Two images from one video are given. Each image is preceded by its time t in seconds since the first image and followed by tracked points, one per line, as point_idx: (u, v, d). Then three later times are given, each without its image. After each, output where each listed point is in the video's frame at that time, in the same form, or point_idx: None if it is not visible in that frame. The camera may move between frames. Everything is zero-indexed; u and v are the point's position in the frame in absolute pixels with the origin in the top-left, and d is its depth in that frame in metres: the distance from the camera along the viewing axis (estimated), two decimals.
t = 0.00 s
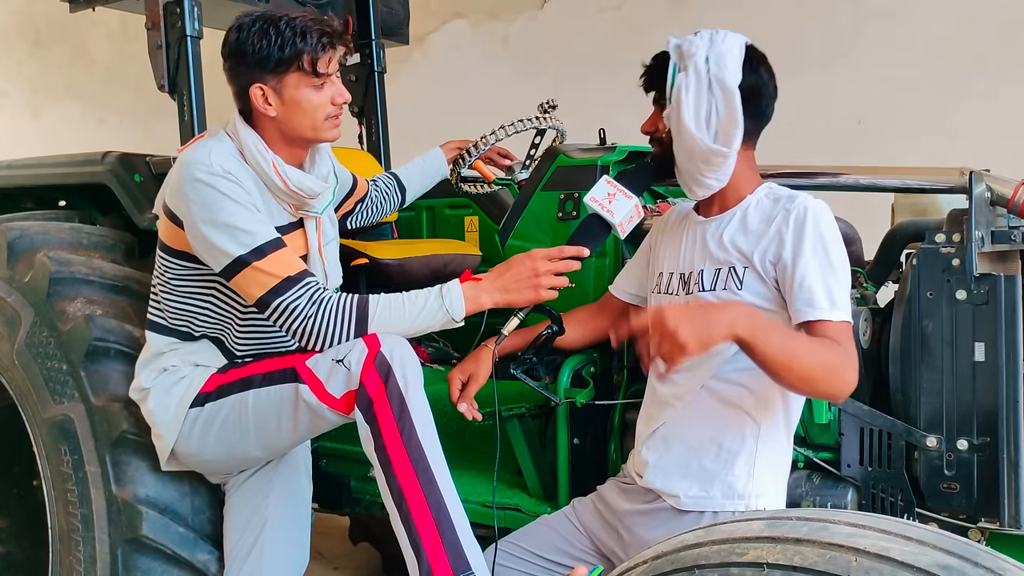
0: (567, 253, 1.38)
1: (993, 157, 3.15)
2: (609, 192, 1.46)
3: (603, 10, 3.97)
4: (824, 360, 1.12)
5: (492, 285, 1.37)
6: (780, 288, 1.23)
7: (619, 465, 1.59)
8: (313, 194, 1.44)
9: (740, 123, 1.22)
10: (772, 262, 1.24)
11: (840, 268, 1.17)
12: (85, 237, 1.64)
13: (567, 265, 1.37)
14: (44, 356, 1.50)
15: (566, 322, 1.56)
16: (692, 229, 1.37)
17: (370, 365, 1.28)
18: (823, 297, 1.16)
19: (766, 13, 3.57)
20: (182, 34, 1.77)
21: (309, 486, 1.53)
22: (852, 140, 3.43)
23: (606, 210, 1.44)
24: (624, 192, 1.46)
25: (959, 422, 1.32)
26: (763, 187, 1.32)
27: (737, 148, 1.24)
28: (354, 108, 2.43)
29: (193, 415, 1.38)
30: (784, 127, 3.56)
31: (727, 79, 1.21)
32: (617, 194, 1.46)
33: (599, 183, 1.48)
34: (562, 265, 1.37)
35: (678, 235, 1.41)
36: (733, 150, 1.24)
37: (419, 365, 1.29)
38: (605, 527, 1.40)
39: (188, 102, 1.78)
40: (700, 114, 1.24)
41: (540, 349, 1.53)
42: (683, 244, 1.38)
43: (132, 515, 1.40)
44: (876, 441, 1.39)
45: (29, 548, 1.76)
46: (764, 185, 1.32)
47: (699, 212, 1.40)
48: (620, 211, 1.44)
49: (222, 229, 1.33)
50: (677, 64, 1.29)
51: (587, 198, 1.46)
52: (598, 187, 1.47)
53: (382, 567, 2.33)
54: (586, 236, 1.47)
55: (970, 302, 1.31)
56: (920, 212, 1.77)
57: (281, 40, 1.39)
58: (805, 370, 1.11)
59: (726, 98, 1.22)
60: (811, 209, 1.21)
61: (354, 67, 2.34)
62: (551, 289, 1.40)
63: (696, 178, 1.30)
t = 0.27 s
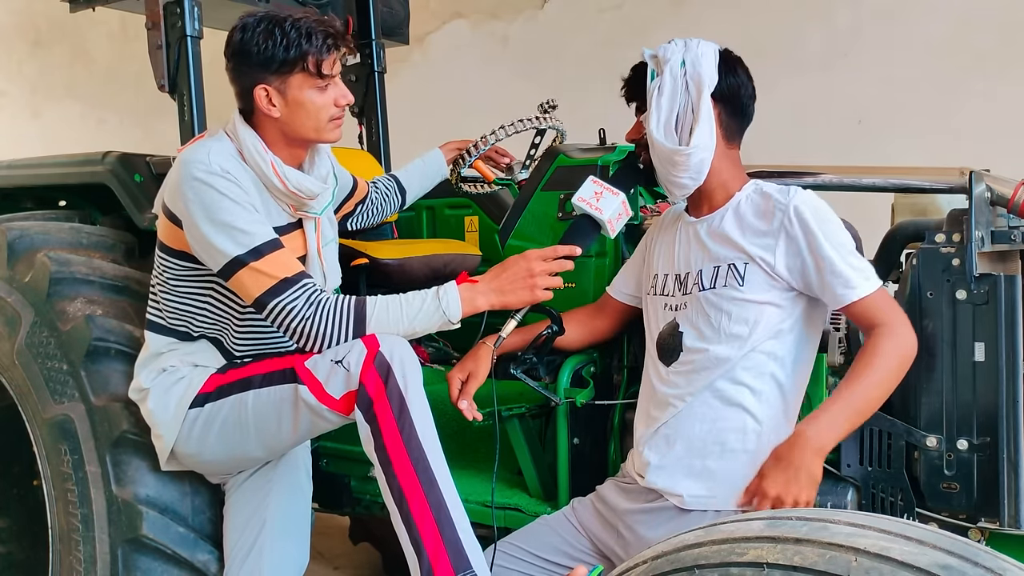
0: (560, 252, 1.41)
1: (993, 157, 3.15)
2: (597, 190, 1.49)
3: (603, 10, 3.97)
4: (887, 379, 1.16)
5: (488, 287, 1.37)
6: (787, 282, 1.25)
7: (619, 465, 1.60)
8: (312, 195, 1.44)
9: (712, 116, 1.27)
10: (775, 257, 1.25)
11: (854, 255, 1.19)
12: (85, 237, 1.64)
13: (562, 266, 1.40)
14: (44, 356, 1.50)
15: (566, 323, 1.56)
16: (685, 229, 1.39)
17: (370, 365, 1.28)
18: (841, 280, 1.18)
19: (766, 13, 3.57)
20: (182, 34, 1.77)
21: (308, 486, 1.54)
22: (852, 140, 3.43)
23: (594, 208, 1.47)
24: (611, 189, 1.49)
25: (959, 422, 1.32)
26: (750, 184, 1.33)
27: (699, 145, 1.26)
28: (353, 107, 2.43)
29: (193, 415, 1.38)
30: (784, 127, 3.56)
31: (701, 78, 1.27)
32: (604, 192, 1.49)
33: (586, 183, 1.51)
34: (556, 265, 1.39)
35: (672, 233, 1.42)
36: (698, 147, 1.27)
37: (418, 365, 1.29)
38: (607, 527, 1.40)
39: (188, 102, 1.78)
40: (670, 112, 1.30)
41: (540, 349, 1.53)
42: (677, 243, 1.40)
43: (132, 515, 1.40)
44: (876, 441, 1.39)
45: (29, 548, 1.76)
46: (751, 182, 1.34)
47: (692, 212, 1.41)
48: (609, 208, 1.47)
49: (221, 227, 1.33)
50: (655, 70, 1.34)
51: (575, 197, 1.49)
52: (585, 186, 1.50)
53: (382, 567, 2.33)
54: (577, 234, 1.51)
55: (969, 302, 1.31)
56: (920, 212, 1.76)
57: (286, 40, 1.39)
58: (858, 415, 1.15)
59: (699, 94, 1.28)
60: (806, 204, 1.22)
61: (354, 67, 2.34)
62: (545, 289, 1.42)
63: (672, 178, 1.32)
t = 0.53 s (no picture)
0: (557, 251, 1.40)
1: (993, 157, 3.15)
2: (591, 189, 1.47)
3: (603, 10, 3.97)
4: (922, 352, 1.18)
5: (486, 287, 1.37)
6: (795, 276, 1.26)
7: (619, 465, 1.59)
8: (312, 195, 1.44)
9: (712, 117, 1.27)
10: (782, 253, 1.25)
11: (863, 240, 1.20)
12: (85, 237, 1.64)
13: (558, 264, 1.39)
14: (44, 356, 1.50)
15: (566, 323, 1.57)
16: (687, 230, 1.39)
17: (369, 365, 1.28)
18: (859, 266, 1.19)
19: (766, 13, 3.57)
20: (182, 34, 1.77)
21: (309, 486, 1.54)
22: (852, 140, 3.42)
23: (590, 207, 1.46)
24: (606, 188, 1.48)
25: (959, 422, 1.32)
26: (750, 183, 1.33)
27: (703, 144, 1.26)
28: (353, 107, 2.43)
29: (193, 416, 1.38)
30: (784, 127, 3.56)
31: (703, 78, 1.27)
32: (598, 191, 1.48)
33: (580, 182, 1.49)
34: (554, 264, 1.39)
35: (673, 234, 1.42)
36: (702, 149, 1.27)
37: (418, 365, 1.29)
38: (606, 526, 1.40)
39: (188, 102, 1.78)
40: (673, 112, 1.29)
41: (540, 349, 1.53)
42: (679, 243, 1.39)
43: (132, 515, 1.40)
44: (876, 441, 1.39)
45: (29, 548, 1.76)
46: (752, 181, 1.34)
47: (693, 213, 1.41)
48: (604, 207, 1.46)
49: (221, 226, 1.33)
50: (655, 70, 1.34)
51: (570, 197, 1.47)
52: (579, 186, 1.48)
53: (382, 567, 2.33)
54: (574, 234, 1.47)
55: (969, 302, 1.31)
56: (920, 211, 1.76)
57: (289, 40, 1.39)
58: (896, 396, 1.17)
59: (701, 95, 1.28)
60: (808, 201, 1.23)
61: (354, 67, 2.34)
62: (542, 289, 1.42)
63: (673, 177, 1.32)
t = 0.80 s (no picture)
0: (557, 251, 1.40)
1: (993, 157, 3.14)
2: (592, 188, 1.47)
3: (602, 10, 3.97)
4: (928, 352, 1.18)
5: (485, 287, 1.37)
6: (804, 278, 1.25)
7: (619, 465, 1.59)
8: (312, 195, 1.44)
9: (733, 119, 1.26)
10: (790, 256, 1.25)
11: (873, 242, 1.20)
12: (85, 237, 1.64)
13: (558, 264, 1.39)
14: (44, 356, 1.50)
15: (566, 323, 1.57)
16: (695, 230, 1.38)
17: (369, 365, 1.28)
18: (866, 269, 1.19)
19: (766, 13, 3.57)
20: (182, 34, 1.77)
21: (309, 486, 1.54)
22: (852, 140, 3.42)
23: (590, 206, 1.46)
24: (606, 187, 1.48)
25: (959, 422, 1.33)
26: (764, 184, 1.32)
27: (726, 146, 1.26)
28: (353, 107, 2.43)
29: (193, 416, 1.38)
30: (784, 127, 3.56)
31: (724, 75, 1.25)
32: (599, 190, 1.47)
33: (581, 182, 1.49)
34: (554, 264, 1.39)
35: (681, 236, 1.41)
36: (726, 150, 1.26)
37: (418, 364, 1.29)
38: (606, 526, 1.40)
39: (188, 102, 1.78)
40: (694, 112, 1.28)
41: (540, 349, 1.52)
42: (688, 244, 1.38)
43: (133, 515, 1.40)
44: (876, 441, 1.39)
45: (30, 548, 1.76)
46: (764, 182, 1.34)
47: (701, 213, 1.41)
48: (605, 206, 1.45)
49: (222, 226, 1.33)
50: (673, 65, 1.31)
51: (570, 196, 1.47)
52: (580, 185, 1.48)
53: (382, 567, 2.33)
54: (574, 233, 1.47)
55: (970, 302, 1.31)
56: (920, 212, 1.76)
57: (289, 40, 1.39)
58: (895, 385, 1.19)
59: (722, 94, 1.26)
60: (817, 204, 1.22)
61: (354, 67, 2.34)
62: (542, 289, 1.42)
63: (691, 177, 1.31)
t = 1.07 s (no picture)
0: (556, 249, 1.40)
1: (993, 157, 3.14)
2: (591, 186, 1.48)
3: (602, 10, 3.97)
4: (936, 362, 1.18)
5: (485, 286, 1.36)
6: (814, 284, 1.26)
7: (620, 466, 1.58)
8: (312, 193, 1.44)
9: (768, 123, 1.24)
10: (804, 263, 1.25)
11: (889, 252, 1.20)
12: (85, 237, 1.64)
13: (557, 262, 1.38)
14: (44, 356, 1.50)
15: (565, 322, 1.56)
16: (704, 233, 1.38)
17: (369, 366, 1.28)
18: (878, 279, 1.20)
19: (766, 13, 3.57)
20: (182, 34, 1.77)
21: (309, 486, 1.54)
22: (853, 140, 3.42)
23: (590, 204, 1.46)
24: (606, 185, 1.48)
25: (959, 422, 1.33)
26: (777, 189, 1.32)
27: (766, 153, 1.25)
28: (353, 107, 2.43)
29: (193, 416, 1.38)
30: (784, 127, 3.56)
31: (757, 78, 1.23)
32: (599, 188, 1.48)
33: (580, 179, 1.49)
34: (552, 262, 1.38)
35: (688, 238, 1.41)
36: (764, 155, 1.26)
37: (418, 364, 1.29)
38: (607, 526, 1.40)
39: (188, 102, 1.78)
40: (730, 117, 1.25)
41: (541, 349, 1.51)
42: (698, 248, 1.38)
43: (132, 515, 1.40)
44: (876, 441, 1.39)
45: (29, 548, 1.76)
46: (779, 187, 1.33)
47: (708, 215, 1.42)
48: (604, 204, 1.46)
49: (222, 228, 1.33)
50: (703, 64, 1.28)
51: (570, 195, 1.47)
52: (580, 182, 1.48)
53: (382, 567, 2.33)
54: (574, 232, 1.47)
55: (970, 302, 1.31)
56: (920, 212, 1.76)
57: (286, 40, 1.39)
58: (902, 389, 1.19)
59: (756, 99, 1.24)
60: (834, 212, 1.23)
61: (354, 67, 2.34)
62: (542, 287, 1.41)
63: (723, 182, 1.31)
